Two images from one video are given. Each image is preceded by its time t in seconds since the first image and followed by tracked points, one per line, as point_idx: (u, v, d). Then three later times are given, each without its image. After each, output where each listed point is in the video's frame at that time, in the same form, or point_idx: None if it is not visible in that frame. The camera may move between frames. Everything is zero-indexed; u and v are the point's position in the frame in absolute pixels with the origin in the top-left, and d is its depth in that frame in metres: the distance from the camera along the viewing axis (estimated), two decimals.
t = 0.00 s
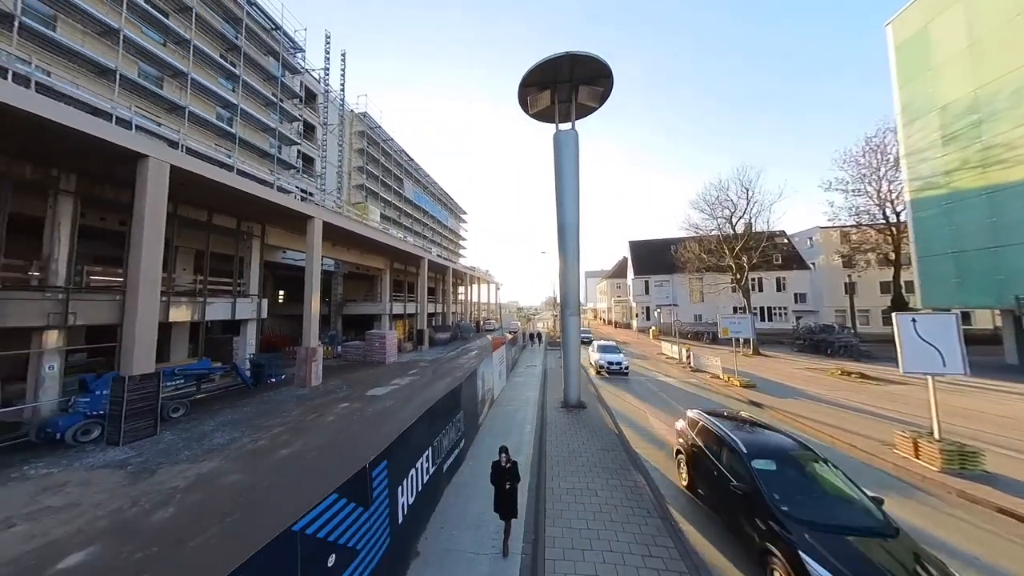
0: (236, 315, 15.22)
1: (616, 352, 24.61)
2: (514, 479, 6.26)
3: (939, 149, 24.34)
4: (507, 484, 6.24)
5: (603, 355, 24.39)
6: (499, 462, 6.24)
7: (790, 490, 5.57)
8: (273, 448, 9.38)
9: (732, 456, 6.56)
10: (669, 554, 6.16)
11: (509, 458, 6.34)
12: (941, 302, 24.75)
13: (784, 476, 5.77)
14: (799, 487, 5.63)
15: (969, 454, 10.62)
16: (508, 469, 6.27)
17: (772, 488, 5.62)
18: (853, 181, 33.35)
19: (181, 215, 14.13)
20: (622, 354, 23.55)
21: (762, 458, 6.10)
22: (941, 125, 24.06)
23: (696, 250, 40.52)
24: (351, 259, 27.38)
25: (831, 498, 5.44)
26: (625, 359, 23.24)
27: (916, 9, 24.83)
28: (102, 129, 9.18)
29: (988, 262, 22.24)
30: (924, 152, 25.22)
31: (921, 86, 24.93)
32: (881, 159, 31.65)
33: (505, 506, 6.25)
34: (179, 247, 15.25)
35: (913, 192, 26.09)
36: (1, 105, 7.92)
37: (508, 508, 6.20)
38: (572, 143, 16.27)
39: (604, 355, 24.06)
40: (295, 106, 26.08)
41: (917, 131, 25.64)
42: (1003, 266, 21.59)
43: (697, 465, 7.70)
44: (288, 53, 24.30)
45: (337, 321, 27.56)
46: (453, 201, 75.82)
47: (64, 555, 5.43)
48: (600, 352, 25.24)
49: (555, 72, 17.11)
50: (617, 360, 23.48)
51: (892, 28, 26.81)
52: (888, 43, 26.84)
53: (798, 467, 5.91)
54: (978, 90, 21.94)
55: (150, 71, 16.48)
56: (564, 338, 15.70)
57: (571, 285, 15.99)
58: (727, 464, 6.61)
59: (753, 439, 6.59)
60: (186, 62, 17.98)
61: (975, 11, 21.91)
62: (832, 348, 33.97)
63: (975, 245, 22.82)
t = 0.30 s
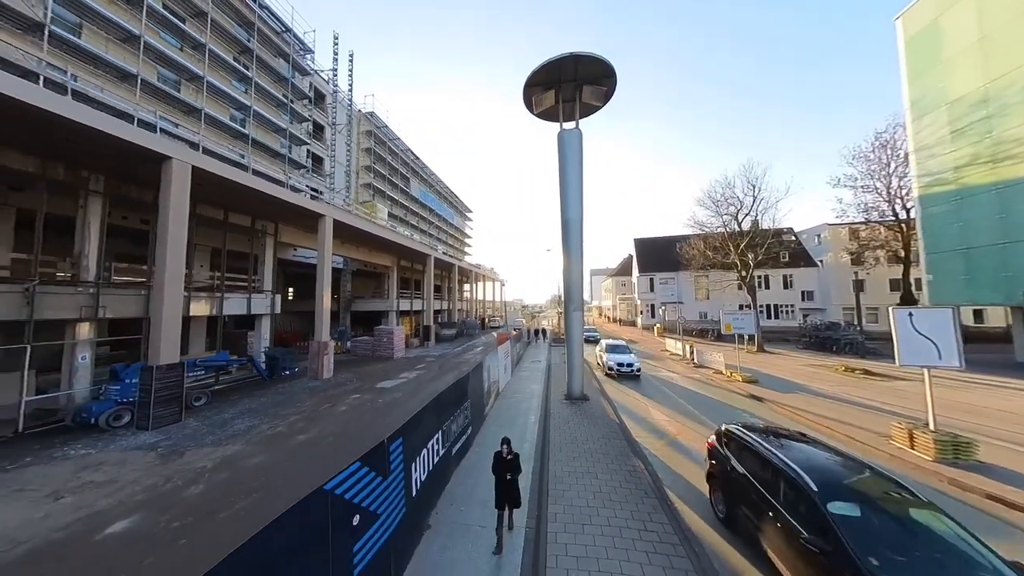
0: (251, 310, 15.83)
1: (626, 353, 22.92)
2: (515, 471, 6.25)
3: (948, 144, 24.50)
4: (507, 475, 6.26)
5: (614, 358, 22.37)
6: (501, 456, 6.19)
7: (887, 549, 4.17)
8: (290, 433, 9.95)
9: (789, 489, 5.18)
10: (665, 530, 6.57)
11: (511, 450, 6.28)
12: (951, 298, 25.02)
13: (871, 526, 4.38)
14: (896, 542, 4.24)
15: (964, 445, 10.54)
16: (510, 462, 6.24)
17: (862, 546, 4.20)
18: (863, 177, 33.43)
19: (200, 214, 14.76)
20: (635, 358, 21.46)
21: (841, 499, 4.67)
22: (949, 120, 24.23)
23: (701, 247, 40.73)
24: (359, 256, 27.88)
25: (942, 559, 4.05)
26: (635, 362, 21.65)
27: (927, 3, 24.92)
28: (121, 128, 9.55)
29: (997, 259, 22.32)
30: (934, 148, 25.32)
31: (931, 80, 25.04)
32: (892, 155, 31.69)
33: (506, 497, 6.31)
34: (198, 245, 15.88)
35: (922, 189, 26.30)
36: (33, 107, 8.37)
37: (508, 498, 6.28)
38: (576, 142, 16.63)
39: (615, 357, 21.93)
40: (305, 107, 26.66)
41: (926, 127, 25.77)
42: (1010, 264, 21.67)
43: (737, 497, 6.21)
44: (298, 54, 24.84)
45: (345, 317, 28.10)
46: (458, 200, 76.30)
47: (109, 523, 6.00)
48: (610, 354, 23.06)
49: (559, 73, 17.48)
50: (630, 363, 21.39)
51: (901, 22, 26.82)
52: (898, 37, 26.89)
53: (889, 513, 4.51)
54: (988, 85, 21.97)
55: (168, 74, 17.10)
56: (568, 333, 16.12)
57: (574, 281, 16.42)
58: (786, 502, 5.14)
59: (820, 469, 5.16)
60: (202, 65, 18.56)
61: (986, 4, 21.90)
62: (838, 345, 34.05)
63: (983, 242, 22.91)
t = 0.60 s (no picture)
0: (262, 305, 16.35)
1: (634, 353, 20.24)
2: (511, 464, 6.21)
3: (951, 143, 24.74)
4: (504, 468, 6.22)
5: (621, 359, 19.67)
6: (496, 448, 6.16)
7: None
8: (302, 421, 10.46)
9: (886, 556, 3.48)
10: (656, 510, 6.95)
11: (506, 442, 6.26)
12: (954, 296, 25.21)
13: None
14: None
15: (952, 435, 10.68)
16: (505, 454, 6.21)
17: None
18: (868, 176, 33.58)
19: (214, 212, 15.31)
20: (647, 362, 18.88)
21: None
22: (952, 118, 24.38)
23: (704, 246, 40.90)
24: (364, 253, 28.33)
25: None
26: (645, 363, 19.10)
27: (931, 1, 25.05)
28: (138, 128, 9.93)
29: (999, 257, 22.43)
30: (937, 146, 25.48)
31: (935, 78, 25.19)
32: (897, 154, 31.82)
33: (501, 490, 6.26)
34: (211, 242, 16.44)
35: (925, 187, 26.44)
36: (61, 111, 8.89)
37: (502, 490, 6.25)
38: (578, 141, 17.00)
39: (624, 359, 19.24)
40: (313, 108, 27.19)
41: (928, 125, 25.93)
42: (1013, 263, 21.82)
43: (797, 555, 4.51)
44: (306, 56, 25.33)
45: (352, 314, 28.58)
46: (462, 199, 76.87)
47: (139, 497, 6.51)
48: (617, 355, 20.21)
49: (561, 74, 17.83)
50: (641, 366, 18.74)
51: (906, 19, 26.93)
52: (902, 35, 27.05)
53: None
54: (991, 83, 22.11)
55: (182, 77, 17.65)
56: (568, 329, 16.55)
57: (575, 278, 16.85)
58: None
59: (918, 520, 3.60)
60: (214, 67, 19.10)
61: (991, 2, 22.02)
62: (840, 343, 34.22)
63: (988, 240, 22.95)
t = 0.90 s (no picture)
0: (267, 302, 16.73)
1: (642, 360, 18.41)
2: (498, 463, 5.75)
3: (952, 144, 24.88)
4: (490, 469, 5.73)
5: (627, 362, 17.86)
6: (480, 446, 5.74)
7: None
8: (305, 414, 10.80)
9: None
10: (642, 498, 7.27)
11: (493, 441, 5.80)
12: (955, 297, 25.31)
13: None
14: None
15: (939, 431, 10.29)
16: (491, 453, 5.74)
17: None
18: (871, 177, 33.70)
19: (220, 211, 15.70)
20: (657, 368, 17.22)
21: None
22: (954, 118, 24.52)
23: (704, 246, 41.04)
24: (367, 252, 28.67)
25: None
26: (654, 370, 17.32)
27: (933, 2, 25.20)
28: (146, 128, 10.24)
29: (998, 257, 22.68)
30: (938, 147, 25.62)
31: (936, 78, 25.34)
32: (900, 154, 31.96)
33: (488, 493, 5.75)
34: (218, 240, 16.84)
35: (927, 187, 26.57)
36: (75, 113, 9.25)
37: (489, 492, 5.73)
38: (577, 142, 17.28)
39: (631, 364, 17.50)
40: (317, 108, 27.57)
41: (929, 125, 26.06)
42: (1011, 264, 22.05)
43: None
44: (311, 57, 25.70)
45: (354, 311, 28.96)
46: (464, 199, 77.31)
47: (151, 480, 6.84)
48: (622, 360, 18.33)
49: (560, 75, 18.11)
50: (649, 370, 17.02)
51: (908, 19, 27.06)
52: (904, 35, 27.19)
53: None
54: (993, 83, 22.25)
55: (189, 78, 18.04)
56: (566, 327, 16.88)
57: (573, 277, 17.15)
58: None
59: None
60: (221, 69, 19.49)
61: (993, 3, 22.13)
62: (839, 343, 34.35)
63: (988, 240, 23.19)
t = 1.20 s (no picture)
0: (269, 300, 16.99)
1: (649, 365, 16.11)
2: (483, 467, 5.68)
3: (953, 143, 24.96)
4: (473, 473, 5.66)
5: (631, 367, 15.71)
6: (465, 447, 5.70)
7: None
8: (306, 409, 11.04)
9: None
10: (631, 489, 7.51)
11: (479, 444, 5.77)
12: (954, 297, 25.45)
13: None
14: None
15: (928, 428, 10.41)
16: (476, 457, 5.67)
17: None
18: (873, 175, 33.81)
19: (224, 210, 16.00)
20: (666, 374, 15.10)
21: None
22: (955, 117, 24.62)
23: (704, 246, 41.15)
24: (368, 250, 28.87)
25: None
26: (664, 378, 15.10)
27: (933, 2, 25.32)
28: (152, 130, 10.50)
29: (998, 258, 22.81)
30: (938, 147, 25.72)
31: (936, 78, 25.44)
32: (903, 152, 32.02)
33: (473, 497, 5.66)
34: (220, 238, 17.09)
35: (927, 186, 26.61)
36: (84, 114, 9.51)
37: (474, 501, 5.63)
38: (575, 142, 17.48)
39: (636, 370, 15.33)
40: (319, 108, 27.83)
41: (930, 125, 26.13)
42: (1010, 264, 22.24)
43: None
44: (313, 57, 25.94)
45: (355, 310, 29.20)
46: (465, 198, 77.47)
47: (158, 468, 7.10)
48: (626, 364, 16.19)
49: (558, 76, 18.33)
50: (656, 377, 14.86)
51: (908, 18, 27.15)
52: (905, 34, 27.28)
53: None
54: (993, 82, 22.34)
55: (193, 79, 18.29)
56: (564, 325, 17.10)
57: (571, 275, 17.35)
58: None
59: None
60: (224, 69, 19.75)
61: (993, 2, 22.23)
62: (838, 343, 34.47)
63: (987, 240, 23.32)
